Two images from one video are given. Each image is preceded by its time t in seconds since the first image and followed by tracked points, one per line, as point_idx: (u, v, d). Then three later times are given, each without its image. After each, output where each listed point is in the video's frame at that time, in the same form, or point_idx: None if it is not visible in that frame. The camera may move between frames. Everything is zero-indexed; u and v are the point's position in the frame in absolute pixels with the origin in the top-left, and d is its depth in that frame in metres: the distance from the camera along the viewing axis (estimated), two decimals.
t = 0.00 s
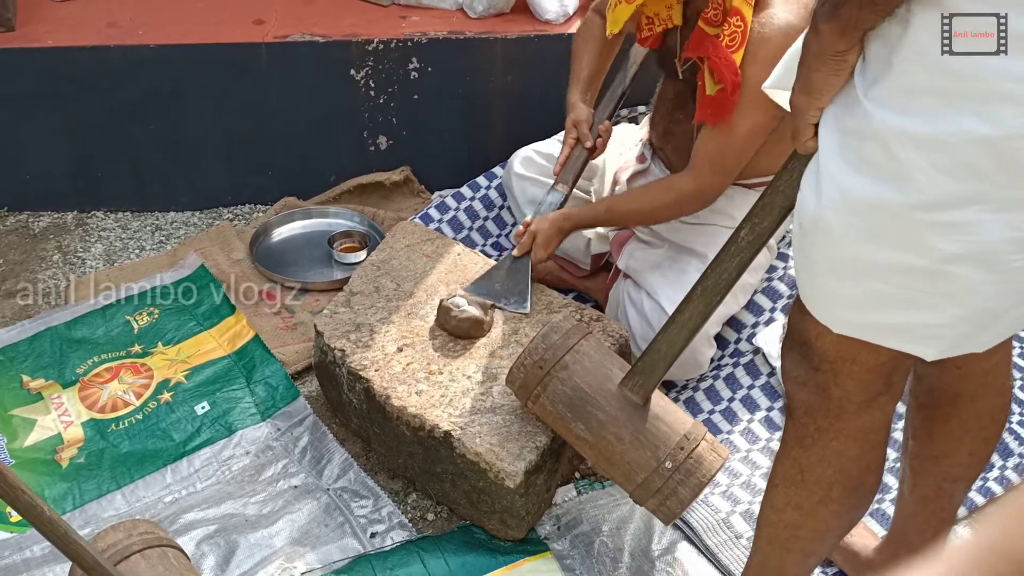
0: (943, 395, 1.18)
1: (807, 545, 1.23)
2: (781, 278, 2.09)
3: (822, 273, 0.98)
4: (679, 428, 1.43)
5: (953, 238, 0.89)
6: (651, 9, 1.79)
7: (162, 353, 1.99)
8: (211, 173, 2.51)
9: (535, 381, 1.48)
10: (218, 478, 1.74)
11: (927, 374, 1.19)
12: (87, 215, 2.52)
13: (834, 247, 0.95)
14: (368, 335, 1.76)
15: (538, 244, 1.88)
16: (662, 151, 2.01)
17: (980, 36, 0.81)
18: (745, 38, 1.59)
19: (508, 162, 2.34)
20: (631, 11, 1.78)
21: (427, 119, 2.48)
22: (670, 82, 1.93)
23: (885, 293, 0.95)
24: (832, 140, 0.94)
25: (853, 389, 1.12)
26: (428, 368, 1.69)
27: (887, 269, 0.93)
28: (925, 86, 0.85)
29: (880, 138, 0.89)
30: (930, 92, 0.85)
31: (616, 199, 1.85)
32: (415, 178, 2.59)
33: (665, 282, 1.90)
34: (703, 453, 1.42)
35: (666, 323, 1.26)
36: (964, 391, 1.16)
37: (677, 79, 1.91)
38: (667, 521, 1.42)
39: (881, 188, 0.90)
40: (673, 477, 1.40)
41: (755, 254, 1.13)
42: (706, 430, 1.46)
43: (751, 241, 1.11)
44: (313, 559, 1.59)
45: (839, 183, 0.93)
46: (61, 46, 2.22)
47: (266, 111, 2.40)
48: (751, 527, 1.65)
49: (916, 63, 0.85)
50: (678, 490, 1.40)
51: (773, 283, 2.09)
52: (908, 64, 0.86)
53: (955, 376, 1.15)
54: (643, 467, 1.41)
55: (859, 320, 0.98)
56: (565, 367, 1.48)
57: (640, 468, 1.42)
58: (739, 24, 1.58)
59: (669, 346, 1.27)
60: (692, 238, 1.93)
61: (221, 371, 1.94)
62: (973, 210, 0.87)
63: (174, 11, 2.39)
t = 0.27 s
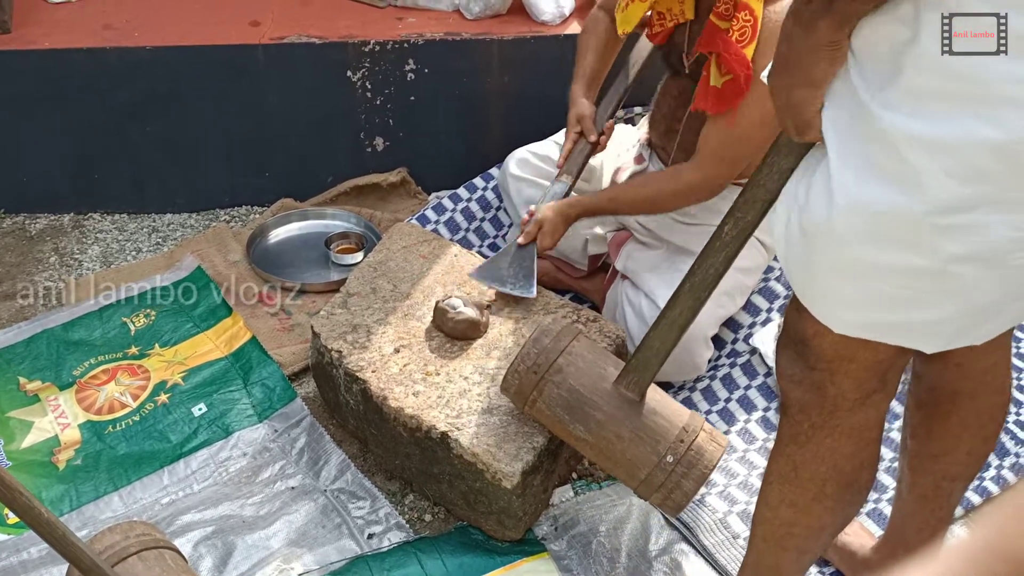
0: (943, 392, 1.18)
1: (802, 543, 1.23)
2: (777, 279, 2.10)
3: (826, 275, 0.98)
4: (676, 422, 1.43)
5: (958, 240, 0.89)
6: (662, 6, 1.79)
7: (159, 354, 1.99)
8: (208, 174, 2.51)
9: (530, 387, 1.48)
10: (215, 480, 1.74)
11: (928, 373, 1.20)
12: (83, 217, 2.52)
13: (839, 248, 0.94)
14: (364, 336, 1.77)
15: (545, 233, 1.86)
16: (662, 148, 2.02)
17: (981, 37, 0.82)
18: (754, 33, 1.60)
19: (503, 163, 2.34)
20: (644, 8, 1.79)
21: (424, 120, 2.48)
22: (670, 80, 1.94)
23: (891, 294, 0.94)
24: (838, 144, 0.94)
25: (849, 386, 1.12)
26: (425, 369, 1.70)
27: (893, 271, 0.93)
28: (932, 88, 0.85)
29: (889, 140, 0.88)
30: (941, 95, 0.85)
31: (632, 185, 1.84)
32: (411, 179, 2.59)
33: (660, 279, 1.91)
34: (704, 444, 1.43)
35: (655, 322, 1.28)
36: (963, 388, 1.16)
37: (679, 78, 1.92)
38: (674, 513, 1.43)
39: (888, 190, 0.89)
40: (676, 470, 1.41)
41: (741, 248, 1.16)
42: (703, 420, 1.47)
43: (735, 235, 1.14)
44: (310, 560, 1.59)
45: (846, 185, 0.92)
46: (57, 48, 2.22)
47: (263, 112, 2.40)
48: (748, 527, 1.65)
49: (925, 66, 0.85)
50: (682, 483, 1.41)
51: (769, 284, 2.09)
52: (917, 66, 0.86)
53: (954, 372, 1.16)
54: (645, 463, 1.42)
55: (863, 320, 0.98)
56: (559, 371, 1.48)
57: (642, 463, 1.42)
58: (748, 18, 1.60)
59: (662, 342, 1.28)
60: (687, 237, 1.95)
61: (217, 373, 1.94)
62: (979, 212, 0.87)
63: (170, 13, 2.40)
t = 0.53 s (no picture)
0: (965, 392, 1.18)
1: (795, 536, 1.24)
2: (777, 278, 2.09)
3: (844, 285, 0.95)
4: (673, 414, 1.43)
5: (984, 247, 0.86)
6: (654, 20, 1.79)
7: (158, 355, 1.99)
8: (207, 175, 2.51)
9: (524, 390, 1.49)
10: (214, 481, 1.74)
11: (952, 371, 1.19)
12: (82, 218, 2.52)
13: (866, 260, 0.92)
14: (364, 337, 1.77)
15: (568, 249, 2.03)
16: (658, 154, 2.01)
17: (981, 38, 0.80)
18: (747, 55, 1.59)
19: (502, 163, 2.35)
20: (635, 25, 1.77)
21: (423, 121, 2.48)
22: (662, 85, 1.95)
23: (913, 302, 0.93)
24: (866, 150, 0.91)
25: (834, 377, 1.12)
26: (425, 370, 1.70)
27: (919, 281, 0.90)
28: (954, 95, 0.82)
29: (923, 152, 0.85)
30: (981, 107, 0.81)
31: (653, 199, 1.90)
32: (410, 180, 2.59)
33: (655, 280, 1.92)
34: (702, 434, 1.43)
35: (640, 316, 1.29)
36: (989, 389, 1.15)
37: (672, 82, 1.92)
38: (678, 506, 1.44)
39: (923, 203, 0.87)
40: (675, 462, 1.41)
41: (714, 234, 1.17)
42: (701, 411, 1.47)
43: (708, 223, 1.16)
44: (310, 561, 1.59)
45: (878, 196, 0.90)
46: (55, 49, 2.22)
47: (261, 113, 2.40)
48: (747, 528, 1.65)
49: (960, 76, 0.82)
50: (682, 475, 1.41)
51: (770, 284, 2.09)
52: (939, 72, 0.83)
53: (983, 373, 1.15)
54: (644, 458, 1.42)
55: (878, 328, 0.97)
56: (550, 372, 1.48)
57: (641, 459, 1.42)
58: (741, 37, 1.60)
59: (647, 335, 1.29)
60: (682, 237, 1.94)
61: (217, 374, 1.95)
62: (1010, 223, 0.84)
63: (169, 14, 2.40)
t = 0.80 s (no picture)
0: (983, 392, 1.18)
1: (803, 531, 1.23)
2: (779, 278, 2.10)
3: (878, 306, 0.96)
4: (668, 429, 1.42)
5: (1016, 253, 0.90)
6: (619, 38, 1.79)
7: (158, 356, 1.99)
8: (206, 175, 2.51)
9: (526, 382, 1.50)
10: (215, 481, 1.74)
11: (969, 371, 1.19)
12: (82, 218, 2.52)
13: (903, 278, 0.93)
14: (364, 337, 1.77)
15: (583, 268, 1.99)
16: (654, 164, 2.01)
17: (975, 39, 0.86)
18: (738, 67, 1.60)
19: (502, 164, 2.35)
20: (604, 42, 1.75)
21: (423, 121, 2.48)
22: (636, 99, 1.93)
23: (945, 309, 0.96)
24: (890, 172, 0.92)
25: (831, 365, 1.13)
26: (425, 370, 1.70)
27: (952, 289, 0.93)
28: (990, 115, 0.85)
29: (953, 169, 0.87)
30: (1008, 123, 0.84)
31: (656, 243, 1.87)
32: (411, 181, 2.59)
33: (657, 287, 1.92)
34: (694, 455, 1.41)
35: (650, 325, 1.27)
36: (1005, 390, 1.16)
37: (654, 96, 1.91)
38: (659, 523, 1.42)
39: (955, 217, 0.89)
40: (663, 478, 1.40)
41: (732, 250, 1.12)
42: (699, 431, 1.45)
43: (728, 236, 1.11)
44: (310, 562, 1.59)
45: (909, 217, 0.91)
46: (55, 50, 2.22)
47: (261, 114, 2.40)
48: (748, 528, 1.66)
49: (986, 89, 0.85)
50: (667, 491, 1.39)
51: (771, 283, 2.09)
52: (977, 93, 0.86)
53: (1001, 375, 1.15)
54: (633, 468, 1.41)
55: (909, 337, 0.99)
56: (555, 368, 1.48)
57: (629, 468, 1.41)
58: (731, 53, 1.59)
59: (656, 344, 1.26)
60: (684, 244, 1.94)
61: (217, 374, 1.95)
62: None
63: (169, 14, 2.40)
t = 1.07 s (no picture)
0: (985, 392, 1.17)
1: (808, 533, 1.23)
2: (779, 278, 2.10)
3: (892, 305, 0.98)
4: (665, 440, 1.41)
5: None
6: (593, 57, 1.85)
7: (159, 355, 1.99)
8: (206, 175, 2.51)
9: (531, 372, 1.50)
10: (215, 481, 1.74)
11: (969, 372, 1.19)
12: (84, 218, 2.52)
13: (914, 278, 0.95)
14: (364, 337, 1.77)
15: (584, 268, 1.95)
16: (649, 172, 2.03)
17: (986, 40, 0.88)
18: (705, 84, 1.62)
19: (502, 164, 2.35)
20: (573, 59, 1.80)
21: (424, 121, 2.48)
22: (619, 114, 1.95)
23: (957, 309, 0.97)
24: (901, 174, 0.94)
25: (839, 368, 1.13)
26: (425, 370, 1.70)
27: (965, 290, 0.95)
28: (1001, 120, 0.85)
29: (962, 172, 0.88)
30: (1015, 127, 0.84)
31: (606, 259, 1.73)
32: (411, 181, 2.59)
33: (657, 291, 1.92)
34: (687, 470, 1.40)
35: (661, 332, 1.25)
36: (1007, 390, 1.15)
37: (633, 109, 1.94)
38: (640, 532, 1.40)
39: (965, 219, 0.90)
40: (651, 487, 1.39)
41: (755, 261, 1.12)
42: (694, 448, 1.44)
43: (750, 248, 1.10)
44: (311, 561, 1.59)
45: (920, 219, 0.92)
46: (56, 50, 2.22)
47: (262, 113, 2.40)
48: (748, 528, 1.66)
49: (993, 91, 0.85)
50: (654, 501, 1.38)
51: (771, 284, 2.09)
52: (989, 98, 0.86)
53: (1001, 375, 1.15)
54: (623, 473, 1.41)
55: (922, 336, 1.00)
56: (563, 363, 1.48)
57: (620, 473, 1.41)
58: (698, 70, 1.61)
59: (665, 352, 1.26)
60: (686, 249, 1.94)
61: (217, 374, 1.95)
62: None
63: (170, 14, 2.40)
